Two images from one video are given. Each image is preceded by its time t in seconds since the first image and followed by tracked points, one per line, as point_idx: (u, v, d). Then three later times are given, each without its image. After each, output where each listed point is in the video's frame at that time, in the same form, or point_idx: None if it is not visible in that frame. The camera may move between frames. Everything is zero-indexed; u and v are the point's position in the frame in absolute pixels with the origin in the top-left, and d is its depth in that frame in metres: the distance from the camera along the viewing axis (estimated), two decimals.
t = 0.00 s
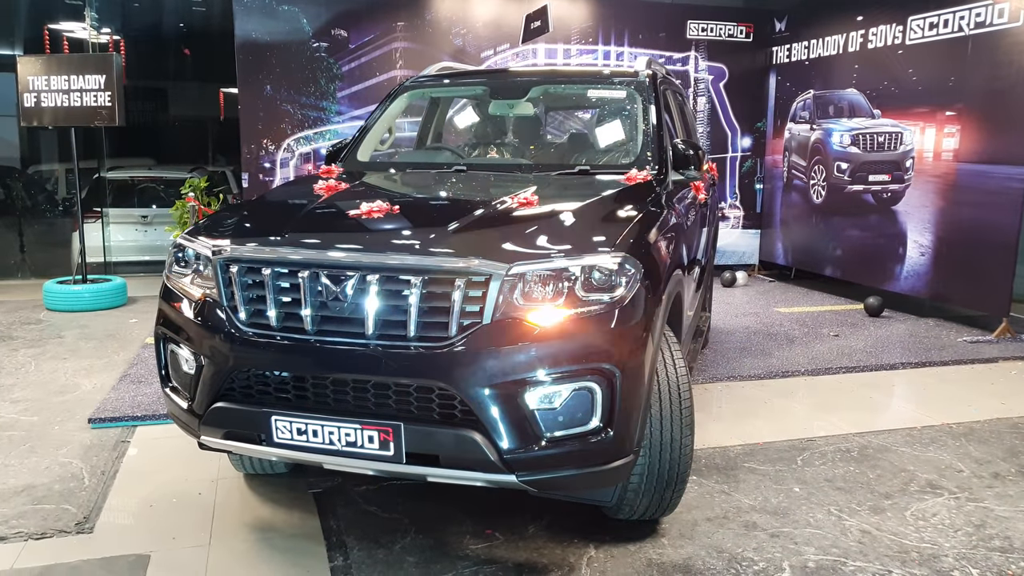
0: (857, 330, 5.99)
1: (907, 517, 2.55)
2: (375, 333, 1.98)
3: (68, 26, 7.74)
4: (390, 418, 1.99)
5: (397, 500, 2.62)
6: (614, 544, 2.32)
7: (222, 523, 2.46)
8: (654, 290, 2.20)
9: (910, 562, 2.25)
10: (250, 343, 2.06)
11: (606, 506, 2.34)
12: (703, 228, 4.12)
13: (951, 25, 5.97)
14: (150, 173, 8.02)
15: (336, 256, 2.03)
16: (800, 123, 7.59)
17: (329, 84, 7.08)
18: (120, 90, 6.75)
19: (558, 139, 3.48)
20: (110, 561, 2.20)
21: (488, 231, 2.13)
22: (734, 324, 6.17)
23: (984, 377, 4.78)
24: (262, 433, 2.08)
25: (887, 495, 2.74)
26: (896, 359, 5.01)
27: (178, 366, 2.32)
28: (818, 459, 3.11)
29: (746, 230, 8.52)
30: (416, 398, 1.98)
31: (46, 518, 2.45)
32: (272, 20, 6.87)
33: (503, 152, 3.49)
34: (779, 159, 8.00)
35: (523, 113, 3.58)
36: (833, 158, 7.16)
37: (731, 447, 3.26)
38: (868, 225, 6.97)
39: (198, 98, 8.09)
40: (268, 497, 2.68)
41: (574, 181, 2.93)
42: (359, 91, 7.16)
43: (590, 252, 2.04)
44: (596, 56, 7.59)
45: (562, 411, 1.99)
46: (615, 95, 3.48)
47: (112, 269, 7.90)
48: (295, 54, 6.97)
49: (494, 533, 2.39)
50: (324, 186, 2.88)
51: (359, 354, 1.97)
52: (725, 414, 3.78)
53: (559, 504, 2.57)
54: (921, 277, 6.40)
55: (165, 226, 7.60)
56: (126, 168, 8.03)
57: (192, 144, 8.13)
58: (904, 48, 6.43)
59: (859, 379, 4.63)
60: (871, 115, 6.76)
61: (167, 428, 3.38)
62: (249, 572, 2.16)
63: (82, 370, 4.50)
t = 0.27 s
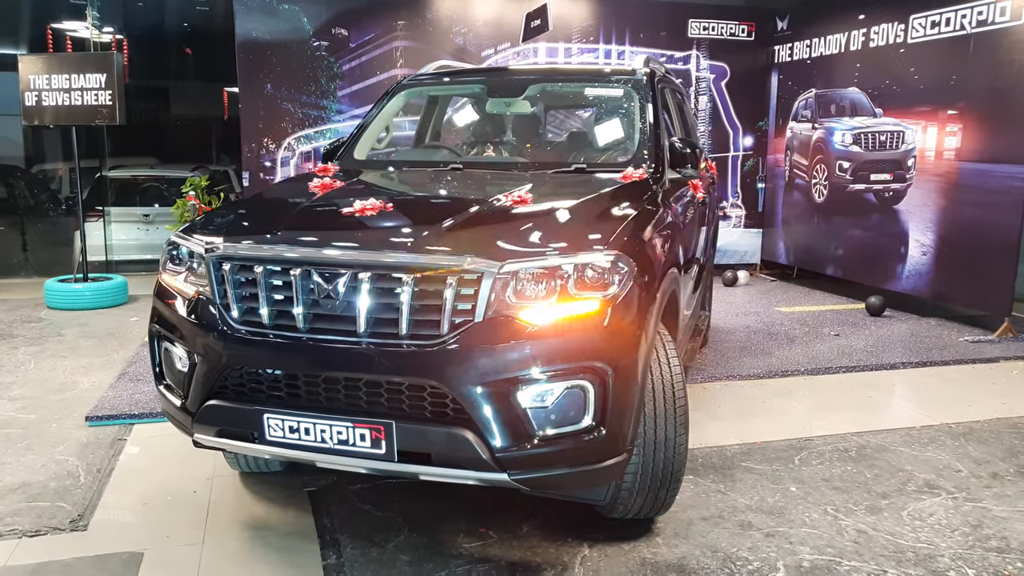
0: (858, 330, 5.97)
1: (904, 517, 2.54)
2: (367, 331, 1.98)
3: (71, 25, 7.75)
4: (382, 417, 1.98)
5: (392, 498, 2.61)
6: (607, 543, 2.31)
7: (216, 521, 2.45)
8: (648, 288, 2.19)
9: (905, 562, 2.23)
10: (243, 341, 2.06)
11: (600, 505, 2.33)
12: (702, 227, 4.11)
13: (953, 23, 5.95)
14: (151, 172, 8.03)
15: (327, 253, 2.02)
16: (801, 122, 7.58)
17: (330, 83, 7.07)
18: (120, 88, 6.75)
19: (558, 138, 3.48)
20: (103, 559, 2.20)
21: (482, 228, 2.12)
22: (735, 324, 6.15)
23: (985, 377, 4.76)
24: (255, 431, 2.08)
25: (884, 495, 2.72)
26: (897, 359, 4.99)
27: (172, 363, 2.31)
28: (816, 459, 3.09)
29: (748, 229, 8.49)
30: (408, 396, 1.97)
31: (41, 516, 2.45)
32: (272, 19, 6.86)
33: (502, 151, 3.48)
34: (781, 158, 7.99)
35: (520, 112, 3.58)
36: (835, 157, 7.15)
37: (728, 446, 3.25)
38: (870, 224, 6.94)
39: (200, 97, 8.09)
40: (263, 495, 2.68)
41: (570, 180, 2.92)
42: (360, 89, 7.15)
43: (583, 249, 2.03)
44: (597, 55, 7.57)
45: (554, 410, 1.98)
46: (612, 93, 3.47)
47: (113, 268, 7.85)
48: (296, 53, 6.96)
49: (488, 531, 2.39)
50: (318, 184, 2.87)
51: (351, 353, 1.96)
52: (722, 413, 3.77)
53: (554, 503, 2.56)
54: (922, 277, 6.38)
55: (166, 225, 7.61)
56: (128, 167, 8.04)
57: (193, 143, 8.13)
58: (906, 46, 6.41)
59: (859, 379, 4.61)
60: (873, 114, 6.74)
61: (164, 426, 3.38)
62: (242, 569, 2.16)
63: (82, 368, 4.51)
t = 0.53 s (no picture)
0: (875, 332, 5.89)
1: (917, 523, 2.49)
2: (371, 330, 1.97)
3: (92, 28, 7.85)
4: (386, 417, 1.97)
5: (398, 499, 2.61)
6: (614, 546, 2.30)
7: (223, 520, 2.46)
8: (655, 289, 2.17)
9: (917, 569, 2.20)
10: (248, 340, 2.06)
11: (607, 507, 2.31)
12: (714, 227, 4.08)
13: (973, 22, 5.86)
14: (169, 172, 8.07)
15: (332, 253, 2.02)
16: (819, 123, 7.52)
17: (345, 84, 7.10)
18: (138, 90, 6.82)
19: (571, 139, 3.45)
20: (111, 556, 2.21)
21: (488, 228, 2.11)
22: (750, 326, 6.09)
23: (1005, 381, 4.68)
24: (260, 430, 2.08)
25: (897, 500, 2.68)
26: (914, 362, 4.92)
27: (180, 362, 2.32)
28: (828, 463, 3.05)
29: (765, 230, 8.38)
30: (412, 396, 1.97)
31: (51, 513, 2.47)
32: (288, 20, 6.90)
33: (514, 151, 3.46)
34: (798, 159, 7.93)
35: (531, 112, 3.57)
36: (853, 157, 7.08)
37: (740, 449, 3.22)
38: (888, 225, 6.86)
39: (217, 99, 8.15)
40: (271, 494, 2.69)
41: (579, 180, 2.91)
42: (374, 90, 7.18)
43: (588, 250, 2.02)
44: (612, 55, 7.54)
45: (559, 411, 1.96)
46: (623, 93, 3.45)
47: (132, 268, 7.97)
48: (311, 54, 7.00)
49: (494, 533, 2.38)
50: (327, 184, 2.87)
51: (355, 352, 1.96)
52: (734, 416, 3.73)
53: (560, 505, 2.55)
54: (942, 278, 6.29)
55: (183, 225, 7.68)
56: (147, 168, 8.14)
57: (210, 144, 8.20)
58: (925, 45, 6.32)
59: (875, 382, 4.55)
60: (892, 114, 6.65)
61: (175, 424, 3.40)
62: (248, 568, 2.17)
63: (97, 367, 4.55)
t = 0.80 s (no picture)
0: (885, 333, 5.84)
1: (921, 526, 2.47)
2: (368, 330, 1.97)
3: (107, 28, 7.93)
4: (382, 416, 1.98)
5: (398, 498, 2.61)
6: (612, 547, 2.29)
7: (225, 518, 2.48)
8: (654, 289, 2.16)
9: (920, 573, 2.17)
10: (246, 340, 2.07)
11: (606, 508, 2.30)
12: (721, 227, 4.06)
13: (987, 20, 5.79)
14: (181, 172, 8.14)
15: (331, 252, 2.02)
16: (831, 122, 7.46)
17: (355, 84, 7.12)
18: (149, 90, 6.87)
19: (578, 138, 3.46)
20: (112, 553, 2.23)
21: (488, 228, 2.11)
22: (759, 326, 6.06)
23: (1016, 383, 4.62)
24: (259, 429, 2.09)
25: (902, 503, 2.65)
26: (924, 364, 4.87)
27: (181, 361, 2.34)
28: (833, 465, 3.03)
29: (776, 230, 8.32)
30: (408, 396, 1.97)
31: (55, 509, 2.49)
32: (298, 21, 6.93)
33: (520, 150, 3.46)
34: (810, 159, 7.88)
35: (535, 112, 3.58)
36: (865, 157, 7.02)
37: (743, 450, 3.20)
38: (900, 225, 6.79)
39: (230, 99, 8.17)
40: (273, 493, 2.70)
41: (581, 180, 2.91)
42: (384, 90, 7.19)
43: (584, 249, 2.01)
44: (622, 54, 7.53)
45: (555, 411, 1.96)
46: (626, 92, 3.44)
47: (144, 267, 7.97)
48: (321, 55, 7.03)
49: (493, 533, 2.38)
50: (329, 183, 2.88)
51: (352, 352, 1.96)
52: (738, 418, 3.71)
53: (560, 506, 2.54)
54: (954, 279, 6.22)
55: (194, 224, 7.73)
56: (159, 168, 8.18)
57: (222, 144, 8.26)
58: (939, 44, 6.26)
59: (883, 384, 4.50)
60: (905, 113, 6.59)
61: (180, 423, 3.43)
62: (246, 566, 2.17)
63: (106, 365, 4.59)
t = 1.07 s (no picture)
0: (899, 337, 5.78)
1: (928, 532, 2.45)
2: (370, 331, 1.99)
3: (126, 32, 7.99)
4: (384, 417, 1.99)
5: (404, 499, 2.63)
6: (615, 549, 2.29)
7: (231, 517, 2.50)
8: (656, 291, 2.16)
9: None
10: (251, 340, 2.10)
11: (609, 510, 2.30)
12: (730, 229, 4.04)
13: (1004, 20, 5.72)
14: (199, 174, 8.26)
15: (334, 254, 2.04)
16: (846, 124, 7.41)
17: (368, 86, 7.17)
18: (165, 93, 6.94)
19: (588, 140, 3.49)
20: (120, 550, 2.26)
21: (490, 230, 2.11)
22: (771, 329, 6.03)
23: None
24: (263, 429, 2.11)
25: (909, 508, 2.63)
26: (938, 368, 4.82)
27: (189, 362, 2.37)
28: (842, 469, 3.01)
29: (791, 233, 8.29)
30: (410, 398, 1.98)
31: (66, 507, 2.53)
32: (312, 24, 6.99)
33: (532, 152, 3.49)
34: (825, 161, 7.83)
35: (543, 115, 3.59)
36: (880, 159, 6.97)
37: (751, 454, 3.18)
38: (915, 228, 6.73)
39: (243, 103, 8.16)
40: (280, 492, 2.72)
41: (587, 182, 2.92)
42: (397, 93, 7.23)
43: (586, 252, 2.01)
44: (635, 57, 7.52)
45: (556, 414, 1.97)
46: (634, 95, 3.44)
47: (161, 268, 8.21)
48: (335, 58, 7.07)
49: (496, 534, 2.38)
50: (336, 185, 2.91)
51: (354, 353, 1.98)
52: (747, 421, 3.69)
53: (565, 509, 2.54)
54: (970, 282, 6.15)
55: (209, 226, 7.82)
56: (177, 169, 8.27)
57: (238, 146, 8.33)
58: (955, 45, 6.19)
59: (896, 388, 4.46)
60: (920, 115, 6.54)
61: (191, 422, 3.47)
62: (251, 564, 2.20)
63: (121, 364, 4.65)
